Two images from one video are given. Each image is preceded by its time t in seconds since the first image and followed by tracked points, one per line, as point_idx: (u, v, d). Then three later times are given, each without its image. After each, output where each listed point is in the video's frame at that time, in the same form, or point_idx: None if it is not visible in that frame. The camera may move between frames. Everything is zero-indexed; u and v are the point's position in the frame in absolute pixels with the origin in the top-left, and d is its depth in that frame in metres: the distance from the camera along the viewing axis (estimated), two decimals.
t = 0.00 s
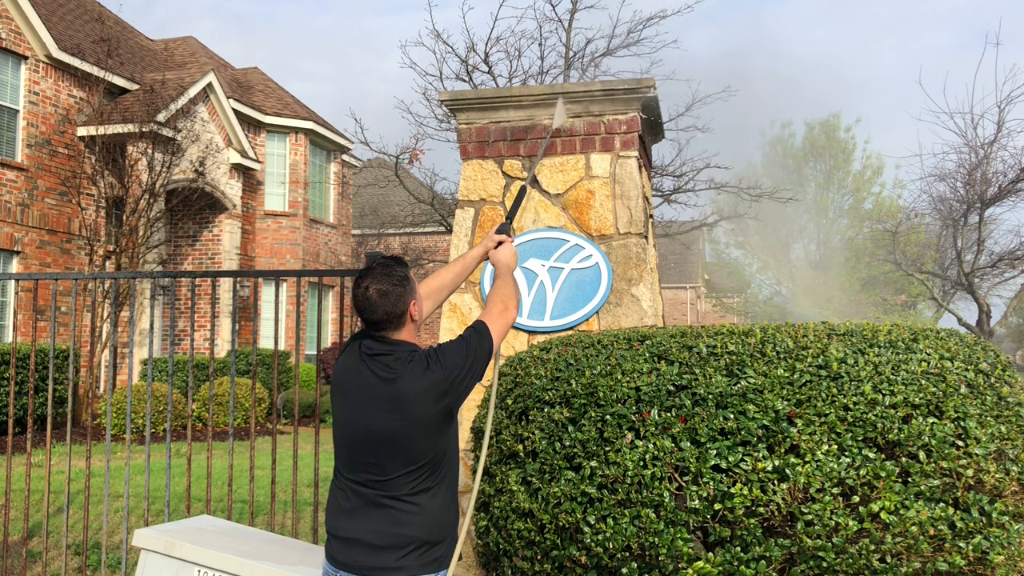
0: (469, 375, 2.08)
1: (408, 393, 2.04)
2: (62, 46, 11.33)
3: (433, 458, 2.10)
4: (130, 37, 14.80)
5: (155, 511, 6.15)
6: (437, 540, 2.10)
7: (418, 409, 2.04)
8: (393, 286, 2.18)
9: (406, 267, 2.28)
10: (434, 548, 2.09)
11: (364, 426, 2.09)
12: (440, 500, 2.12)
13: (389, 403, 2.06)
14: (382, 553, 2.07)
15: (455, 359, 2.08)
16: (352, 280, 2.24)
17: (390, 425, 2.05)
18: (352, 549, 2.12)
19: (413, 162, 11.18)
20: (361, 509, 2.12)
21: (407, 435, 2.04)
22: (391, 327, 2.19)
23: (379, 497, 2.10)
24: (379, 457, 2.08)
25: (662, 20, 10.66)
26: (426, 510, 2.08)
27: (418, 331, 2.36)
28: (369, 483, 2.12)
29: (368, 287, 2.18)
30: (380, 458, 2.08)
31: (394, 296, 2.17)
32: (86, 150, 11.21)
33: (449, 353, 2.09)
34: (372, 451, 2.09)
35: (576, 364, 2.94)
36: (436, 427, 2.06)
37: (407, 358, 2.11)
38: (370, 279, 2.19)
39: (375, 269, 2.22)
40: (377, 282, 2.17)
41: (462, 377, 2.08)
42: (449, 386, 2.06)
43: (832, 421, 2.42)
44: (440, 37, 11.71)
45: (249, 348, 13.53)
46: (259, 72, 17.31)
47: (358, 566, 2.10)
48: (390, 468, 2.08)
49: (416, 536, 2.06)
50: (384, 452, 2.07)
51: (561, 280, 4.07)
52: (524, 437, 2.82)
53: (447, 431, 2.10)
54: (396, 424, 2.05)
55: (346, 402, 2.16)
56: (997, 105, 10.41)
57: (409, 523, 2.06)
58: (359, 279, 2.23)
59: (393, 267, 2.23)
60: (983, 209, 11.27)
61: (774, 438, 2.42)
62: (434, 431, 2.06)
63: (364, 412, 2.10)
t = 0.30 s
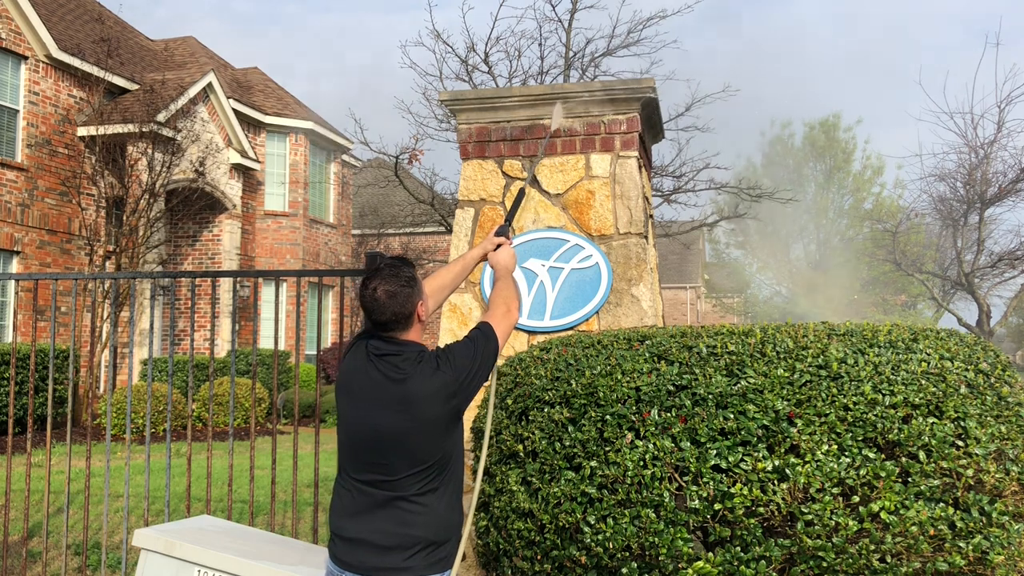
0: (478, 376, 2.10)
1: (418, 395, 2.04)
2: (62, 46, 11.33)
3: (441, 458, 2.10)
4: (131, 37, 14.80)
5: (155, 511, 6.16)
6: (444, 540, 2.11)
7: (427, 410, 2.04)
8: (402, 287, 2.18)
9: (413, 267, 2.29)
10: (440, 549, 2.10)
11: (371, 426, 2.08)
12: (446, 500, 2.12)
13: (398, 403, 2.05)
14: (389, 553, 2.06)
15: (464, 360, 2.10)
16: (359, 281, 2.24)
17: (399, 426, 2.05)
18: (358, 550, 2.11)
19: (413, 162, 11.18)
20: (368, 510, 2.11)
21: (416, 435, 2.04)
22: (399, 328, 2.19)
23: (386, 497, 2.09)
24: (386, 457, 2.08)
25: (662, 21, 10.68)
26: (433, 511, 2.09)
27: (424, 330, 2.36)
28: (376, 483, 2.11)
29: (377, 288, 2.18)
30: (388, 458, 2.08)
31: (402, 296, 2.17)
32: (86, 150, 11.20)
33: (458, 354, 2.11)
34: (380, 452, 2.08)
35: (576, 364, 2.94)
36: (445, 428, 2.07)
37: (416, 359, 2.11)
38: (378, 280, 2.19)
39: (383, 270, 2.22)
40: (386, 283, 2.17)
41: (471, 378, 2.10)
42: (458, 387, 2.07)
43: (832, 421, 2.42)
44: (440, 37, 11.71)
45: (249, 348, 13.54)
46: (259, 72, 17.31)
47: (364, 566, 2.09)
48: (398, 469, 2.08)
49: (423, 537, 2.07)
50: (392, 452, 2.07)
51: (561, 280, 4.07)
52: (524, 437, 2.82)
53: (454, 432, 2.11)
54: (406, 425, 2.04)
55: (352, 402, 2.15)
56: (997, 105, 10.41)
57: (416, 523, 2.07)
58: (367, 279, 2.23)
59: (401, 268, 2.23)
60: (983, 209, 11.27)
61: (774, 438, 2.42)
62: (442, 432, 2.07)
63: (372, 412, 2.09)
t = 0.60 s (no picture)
0: (484, 376, 2.09)
1: (425, 393, 2.04)
2: (62, 46, 11.33)
3: (447, 458, 2.10)
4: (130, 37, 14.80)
5: (155, 510, 6.16)
6: (448, 540, 2.11)
7: (434, 409, 2.04)
8: (409, 287, 2.18)
9: (420, 267, 2.28)
10: (444, 549, 2.10)
11: (378, 425, 2.08)
12: (451, 500, 2.12)
13: (405, 402, 2.05)
14: (394, 552, 2.07)
15: (470, 360, 2.09)
16: (367, 280, 2.24)
17: (406, 425, 2.04)
18: (363, 549, 2.11)
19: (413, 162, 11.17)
20: (373, 509, 2.11)
21: (422, 435, 2.04)
22: (407, 328, 2.19)
23: (392, 497, 2.09)
24: (392, 457, 2.07)
25: (663, 20, 10.70)
26: (438, 511, 2.09)
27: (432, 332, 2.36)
28: (381, 482, 2.11)
29: (385, 288, 2.19)
30: (394, 458, 2.08)
31: (410, 296, 2.17)
32: (86, 150, 11.20)
33: (465, 354, 2.10)
34: (386, 451, 2.08)
35: (576, 364, 2.94)
36: (451, 428, 2.06)
37: (423, 359, 2.10)
38: (386, 280, 2.20)
39: (391, 270, 2.22)
40: (394, 283, 2.17)
41: (477, 378, 2.09)
42: (465, 387, 2.07)
43: (832, 421, 2.42)
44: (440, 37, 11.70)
45: (249, 348, 13.53)
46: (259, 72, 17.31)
47: (369, 565, 2.09)
48: (404, 468, 2.08)
49: (428, 537, 2.07)
50: (398, 451, 2.06)
51: (561, 280, 4.07)
52: (524, 437, 2.82)
53: (461, 432, 2.11)
54: (412, 423, 2.04)
55: (359, 401, 2.15)
56: (998, 104, 10.43)
57: (421, 523, 2.07)
58: (375, 280, 2.23)
59: (408, 268, 2.23)
60: (983, 208, 11.29)
61: (774, 438, 2.42)
62: (449, 432, 2.07)
63: (379, 411, 2.09)
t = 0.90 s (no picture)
0: (478, 374, 2.10)
1: (418, 392, 2.04)
2: (62, 46, 11.33)
3: (441, 457, 2.10)
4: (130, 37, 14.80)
5: (155, 510, 6.17)
6: (441, 539, 2.11)
7: (427, 408, 2.04)
8: (403, 285, 2.18)
9: (414, 266, 2.29)
10: (437, 548, 2.10)
11: (371, 423, 2.08)
12: (444, 500, 2.13)
13: (400, 400, 2.05)
14: (387, 551, 2.07)
15: (464, 358, 2.10)
16: (361, 279, 2.24)
17: (399, 424, 2.05)
18: (356, 549, 2.11)
19: (413, 162, 11.17)
20: (366, 508, 2.11)
21: (416, 434, 2.04)
22: (401, 326, 2.19)
23: (385, 495, 2.09)
24: (385, 455, 2.08)
25: (662, 20, 10.70)
26: (431, 510, 2.09)
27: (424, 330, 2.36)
28: (375, 481, 2.11)
29: (378, 286, 2.19)
30: (387, 457, 2.08)
31: (404, 295, 2.18)
32: (86, 150, 11.21)
33: (458, 352, 2.11)
34: (379, 449, 2.08)
35: (576, 364, 2.94)
36: (444, 427, 2.07)
37: (417, 356, 2.11)
38: (380, 278, 2.20)
39: (385, 268, 2.23)
40: (388, 281, 2.18)
41: (471, 377, 2.09)
42: (459, 385, 2.07)
43: (832, 421, 2.42)
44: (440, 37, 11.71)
45: (249, 348, 13.53)
46: (259, 71, 17.30)
47: (362, 564, 2.09)
48: (397, 467, 2.08)
49: (421, 536, 2.07)
50: (391, 450, 2.06)
51: (561, 280, 4.08)
52: (524, 437, 2.82)
53: (454, 430, 2.11)
54: (405, 422, 2.04)
55: (352, 400, 2.14)
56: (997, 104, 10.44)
57: (415, 522, 2.07)
58: (368, 278, 2.23)
59: (403, 266, 2.24)
60: (983, 208, 11.30)
61: (774, 438, 2.42)
62: (442, 430, 2.07)
63: (372, 409, 2.09)
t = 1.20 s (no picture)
0: (447, 371, 2.08)
1: (386, 391, 2.05)
2: (62, 46, 11.33)
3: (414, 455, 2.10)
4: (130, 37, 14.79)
5: (155, 510, 6.17)
6: (419, 537, 2.10)
7: (395, 407, 2.05)
8: (370, 287, 2.18)
9: (382, 268, 2.29)
10: (417, 546, 2.10)
11: (344, 425, 2.10)
12: (421, 498, 2.12)
13: (369, 401, 2.06)
14: (365, 551, 2.07)
15: (432, 356, 2.08)
16: (331, 282, 2.26)
17: (369, 424, 2.05)
18: (336, 549, 2.12)
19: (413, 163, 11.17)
20: (345, 509, 2.12)
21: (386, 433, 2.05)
22: (368, 328, 2.20)
23: (361, 495, 2.10)
24: (359, 456, 2.09)
25: (663, 20, 10.71)
26: (407, 508, 2.09)
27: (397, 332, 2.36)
28: (351, 482, 2.12)
29: (346, 288, 2.19)
30: (361, 457, 2.09)
31: (370, 296, 2.18)
32: (86, 150, 11.21)
33: (426, 350, 2.10)
34: (352, 450, 2.09)
35: (576, 364, 2.94)
36: (414, 426, 2.06)
37: (385, 356, 2.11)
38: (347, 281, 2.20)
39: (352, 271, 2.23)
40: (354, 283, 2.18)
41: (439, 374, 2.08)
42: (427, 383, 2.06)
43: (832, 421, 2.42)
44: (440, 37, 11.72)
45: (249, 348, 13.53)
46: (259, 71, 17.30)
47: (344, 565, 2.10)
48: (371, 467, 2.09)
49: (397, 535, 2.07)
50: (364, 450, 2.07)
51: (561, 280, 4.07)
52: (524, 437, 2.82)
53: (426, 428, 2.10)
54: (375, 422, 2.05)
55: (326, 403, 2.16)
56: (998, 104, 10.46)
57: (391, 521, 2.07)
58: (336, 280, 2.23)
59: (371, 268, 2.23)
60: (983, 208, 11.33)
61: (774, 438, 2.42)
62: (413, 428, 2.07)
63: (344, 411, 2.10)
